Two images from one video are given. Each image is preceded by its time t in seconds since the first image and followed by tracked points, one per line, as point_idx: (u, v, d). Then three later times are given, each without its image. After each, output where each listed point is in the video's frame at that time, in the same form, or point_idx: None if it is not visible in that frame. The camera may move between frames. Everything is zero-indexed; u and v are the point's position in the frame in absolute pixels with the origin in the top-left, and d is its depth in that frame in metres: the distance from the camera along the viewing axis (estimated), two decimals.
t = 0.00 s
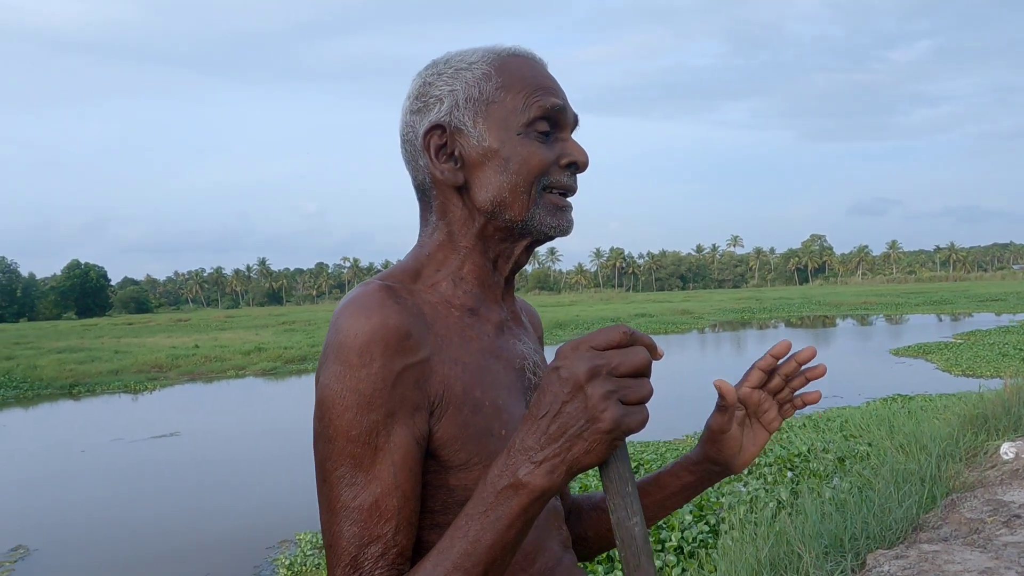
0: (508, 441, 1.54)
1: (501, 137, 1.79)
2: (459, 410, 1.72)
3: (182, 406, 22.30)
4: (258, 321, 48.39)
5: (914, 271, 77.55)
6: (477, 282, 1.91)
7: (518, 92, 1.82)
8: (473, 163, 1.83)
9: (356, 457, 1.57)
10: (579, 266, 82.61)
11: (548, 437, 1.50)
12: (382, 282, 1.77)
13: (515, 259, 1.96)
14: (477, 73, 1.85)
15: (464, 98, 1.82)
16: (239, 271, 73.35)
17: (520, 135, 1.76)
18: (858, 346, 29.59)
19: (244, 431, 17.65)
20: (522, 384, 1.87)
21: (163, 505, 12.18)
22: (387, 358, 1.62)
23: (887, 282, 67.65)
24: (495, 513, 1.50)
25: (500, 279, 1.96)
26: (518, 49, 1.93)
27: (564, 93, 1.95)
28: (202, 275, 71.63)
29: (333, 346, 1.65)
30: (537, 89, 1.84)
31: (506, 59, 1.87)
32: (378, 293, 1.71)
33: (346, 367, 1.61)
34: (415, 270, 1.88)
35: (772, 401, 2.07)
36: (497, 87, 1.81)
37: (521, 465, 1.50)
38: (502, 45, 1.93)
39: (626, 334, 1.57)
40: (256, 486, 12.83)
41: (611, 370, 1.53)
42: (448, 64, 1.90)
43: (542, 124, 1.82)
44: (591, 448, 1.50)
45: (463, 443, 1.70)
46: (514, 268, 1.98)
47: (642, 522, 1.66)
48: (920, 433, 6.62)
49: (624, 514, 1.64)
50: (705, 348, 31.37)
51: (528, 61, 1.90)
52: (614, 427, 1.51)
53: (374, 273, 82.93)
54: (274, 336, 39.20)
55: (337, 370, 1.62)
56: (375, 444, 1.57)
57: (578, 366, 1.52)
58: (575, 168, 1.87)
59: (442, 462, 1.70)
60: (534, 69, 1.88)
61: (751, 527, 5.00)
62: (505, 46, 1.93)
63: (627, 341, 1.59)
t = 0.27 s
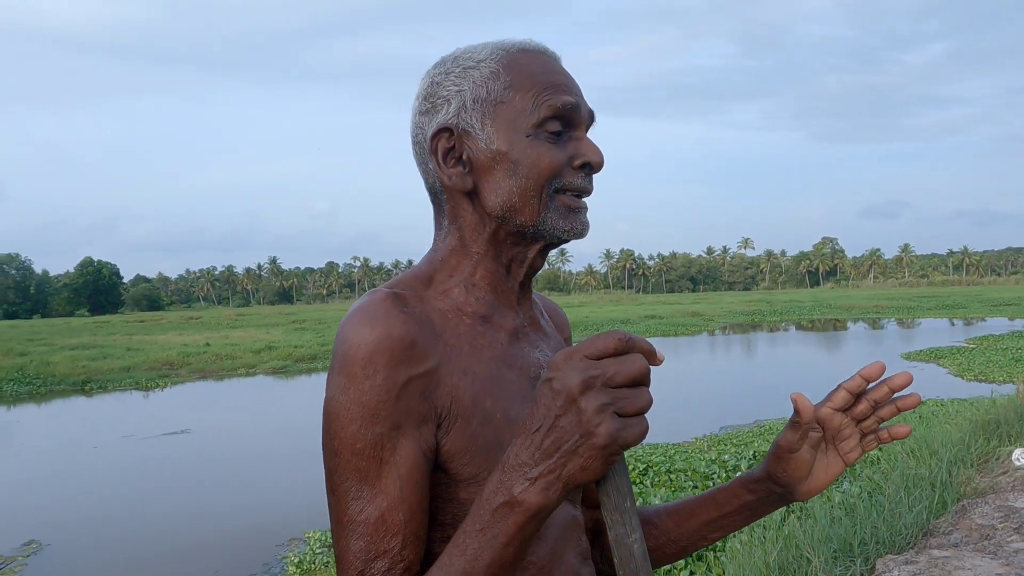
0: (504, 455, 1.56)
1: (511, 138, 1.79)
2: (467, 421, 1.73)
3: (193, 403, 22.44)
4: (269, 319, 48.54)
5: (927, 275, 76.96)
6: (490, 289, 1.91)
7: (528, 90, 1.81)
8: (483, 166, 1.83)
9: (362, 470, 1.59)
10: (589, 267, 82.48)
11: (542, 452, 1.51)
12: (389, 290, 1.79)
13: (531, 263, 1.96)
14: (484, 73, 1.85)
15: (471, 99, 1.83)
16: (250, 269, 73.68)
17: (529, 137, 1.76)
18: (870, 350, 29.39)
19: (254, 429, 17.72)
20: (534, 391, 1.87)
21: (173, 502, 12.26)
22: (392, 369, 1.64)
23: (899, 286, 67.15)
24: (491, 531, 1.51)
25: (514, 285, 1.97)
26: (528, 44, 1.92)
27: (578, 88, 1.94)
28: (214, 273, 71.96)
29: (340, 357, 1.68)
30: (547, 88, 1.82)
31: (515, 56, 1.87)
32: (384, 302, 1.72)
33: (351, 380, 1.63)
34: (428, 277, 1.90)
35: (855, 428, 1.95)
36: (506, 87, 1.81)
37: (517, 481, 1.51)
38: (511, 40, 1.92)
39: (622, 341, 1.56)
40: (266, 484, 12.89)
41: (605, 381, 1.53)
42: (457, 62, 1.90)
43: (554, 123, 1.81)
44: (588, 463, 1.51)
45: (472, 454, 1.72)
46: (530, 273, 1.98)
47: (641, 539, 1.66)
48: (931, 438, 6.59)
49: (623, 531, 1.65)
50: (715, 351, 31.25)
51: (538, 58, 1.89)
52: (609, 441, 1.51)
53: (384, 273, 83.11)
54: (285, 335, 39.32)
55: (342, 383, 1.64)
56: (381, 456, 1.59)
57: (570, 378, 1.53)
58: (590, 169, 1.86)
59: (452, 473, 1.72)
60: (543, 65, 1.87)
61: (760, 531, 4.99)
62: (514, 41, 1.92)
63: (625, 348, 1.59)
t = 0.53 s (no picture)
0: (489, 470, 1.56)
1: (522, 142, 1.76)
2: (473, 434, 1.74)
3: (202, 399, 22.56)
4: (278, 317, 48.73)
5: (938, 280, 76.50)
6: (502, 296, 1.92)
7: (542, 90, 1.77)
8: (493, 171, 1.81)
9: (362, 482, 1.62)
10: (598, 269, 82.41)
11: (526, 468, 1.50)
12: (396, 296, 1.80)
13: (543, 270, 1.95)
14: (496, 71, 1.82)
15: (481, 99, 1.81)
16: (260, 266, 73.99)
17: (538, 143, 1.73)
18: (880, 355, 29.24)
19: (262, 426, 17.80)
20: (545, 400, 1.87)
21: (181, 498, 12.33)
22: (394, 380, 1.65)
23: (910, 291, 66.78)
24: (478, 549, 1.51)
25: (526, 292, 1.96)
26: (542, 37, 1.87)
27: (599, 84, 1.88)
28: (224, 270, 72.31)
29: (344, 365, 1.70)
30: (562, 88, 1.78)
31: (530, 52, 1.83)
32: (388, 310, 1.73)
33: (353, 389, 1.66)
34: (438, 282, 1.92)
35: (889, 474, 1.88)
36: (519, 87, 1.78)
37: (502, 499, 1.51)
38: (527, 33, 1.88)
39: (606, 345, 1.51)
40: (273, 481, 12.95)
41: (589, 393, 1.49)
42: (469, 58, 1.88)
43: (568, 126, 1.77)
44: (573, 479, 1.49)
45: (476, 464, 1.72)
46: (542, 279, 1.98)
47: (629, 557, 1.63)
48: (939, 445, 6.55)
49: (610, 547, 1.61)
50: (723, 354, 31.16)
51: (554, 55, 1.84)
52: (596, 456, 1.48)
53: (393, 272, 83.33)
54: (293, 333, 39.48)
55: (345, 393, 1.66)
56: (382, 468, 1.61)
57: (553, 390, 1.49)
58: (607, 174, 1.81)
59: (457, 483, 1.73)
60: (558, 62, 1.82)
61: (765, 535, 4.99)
62: (530, 34, 1.88)
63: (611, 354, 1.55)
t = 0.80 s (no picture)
0: (483, 476, 1.56)
1: (532, 145, 1.77)
2: (478, 440, 1.75)
3: (204, 396, 22.59)
4: (280, 314, 48.76)
5: (941, 284, 76.39)
6: (513, 297, 1.95)
7: (555, 90, 1.77)
8: (502, 172, 1.82)
9: (364, 489, 1.61)
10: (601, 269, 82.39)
11: (522, 474, 1.50)
12: (402, 296, 1.81)
13: (551, 275, 1.97)
14: (510, 67, 1.82)
15: (493, 97, 1.82)
16: (263, 264, 74.04)
17: (548, 146, 1.73)
18: (882, 358, 29.22)
19: (263, 423, 17.83)
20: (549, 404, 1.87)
21: (181, 495, 12.35)
22: (400, 385, 1.64)
23: (913, 294, 66.68)
24: (476, 558, 1.51)
25: (533, 296, 1.98)
26: (559, 32, 1.87)
27: (615, 85, 1.87)
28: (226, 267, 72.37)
29: (348, 366, 1.69)
30: (575, 89, 1.78)
31: (545, 48, 1.82)
32: (394, 311, 1.73)
33: (356, 393, 1.65)
34: (446, 280, 1.93)
35: (920, 540, 1.81)
36: (532, 86, 1.78)
37: (500, 509, 1.51)
38: (542, 26, 1.88)
39: (603, 347, 1.53)
40: (273, 479, 12.97)
41: (588, 391, 1.50)
42: (483, 51, 1.88)
43: (581, 130, 1.77)
44: (570, 485, 1.49)
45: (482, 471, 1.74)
46: (550, 284, 1.99)
47: (627, 564, 1.63)
48: (940, 449, 6.55)
49: (609, 554, 1.60)
50: (725, 355, 31.16)
51: (570, 53, 1.83)
52: (595, 459, 1.49)
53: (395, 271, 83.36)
54: (295, 331, 39.52)
55: (348, 397, 1.66)
56: (384, 475, 1.61)
57: (549, 391, 1.49)
58: (619, 180, 1.80)
59: (461, 489, 1.74)
60: (572, 60, 1.82)
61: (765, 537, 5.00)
62: (545, 28, 1.88)
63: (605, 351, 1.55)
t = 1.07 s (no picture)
0: (486, 476, 1.55)
1: (555, 143, 1.75)
2: (486, 443, 1.75)
3: (204, 392, 22.60)
4: (281, 311, 48.78)
5: (942, 287, 76.40)
6: (525, 297, 1.96)
7: (585, 90, 1.74)
8: (521, 169, 1.80)
9: (369, 488, 1.60)
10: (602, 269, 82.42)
11: (526, 472, 1.50)
12: (415, 291, 1.79)
13: (563, 276, 1.97)
14: (540, 61, 1.79)
15: (519, 91, 1.79)
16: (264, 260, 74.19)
17: (573, 149, 1.70)
18: (882, 361, 29.24)
19: (263, 420, 17.81)
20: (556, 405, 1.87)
21: (180, 489, 12.37)
22: (412, 384, 1.63)
23: (914, 297, 66.67)
24: (479, 562, 1.51)
25: (546, 295, 1.99)
26: (593, 27, 1.84)
27: (648, 89, 1.85)
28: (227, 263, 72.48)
29: (358, 359, 1.67)
30: (605, 90, 1.75)
31: (579, 43, 1.79)
32: (408, 306, 1.72)
33: (366, 388, 1.63)
34: (458, 275, 1.91)
35: None
36: (560, 84, 1.76)
37: (508, 507, 1.50)
38: (577, 20, 1.84)
39: (611, 341, 1.51)
40: (271, 475, 12.96)
41: (597, 390, 1.48)
42: (514, 40, 1.85)
43: (607, 136, 1.75)
44: (580, 485, 1.49)
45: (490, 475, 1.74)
46: (563, 283, 2.00)
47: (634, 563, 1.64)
48: (938, 451, 6.55)
49: (617, 554, 1.62)
50: (725, 357, 31.20)
51: (603, 51, 1.81)
52: (605, 459, 1.48)
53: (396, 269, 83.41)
54: (296, 327, 39.56)
55: (356, 392, 1.64)
56: (391, 475, 1.59)
57: (557, 387, 1.48)
58: (641, 189, 1.78)
59: (467, 489, 1.75)
60: (604, 60, 1.79)
61: (762, 537, 5.01)
62: (580, 22, 1.84)
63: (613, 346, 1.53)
